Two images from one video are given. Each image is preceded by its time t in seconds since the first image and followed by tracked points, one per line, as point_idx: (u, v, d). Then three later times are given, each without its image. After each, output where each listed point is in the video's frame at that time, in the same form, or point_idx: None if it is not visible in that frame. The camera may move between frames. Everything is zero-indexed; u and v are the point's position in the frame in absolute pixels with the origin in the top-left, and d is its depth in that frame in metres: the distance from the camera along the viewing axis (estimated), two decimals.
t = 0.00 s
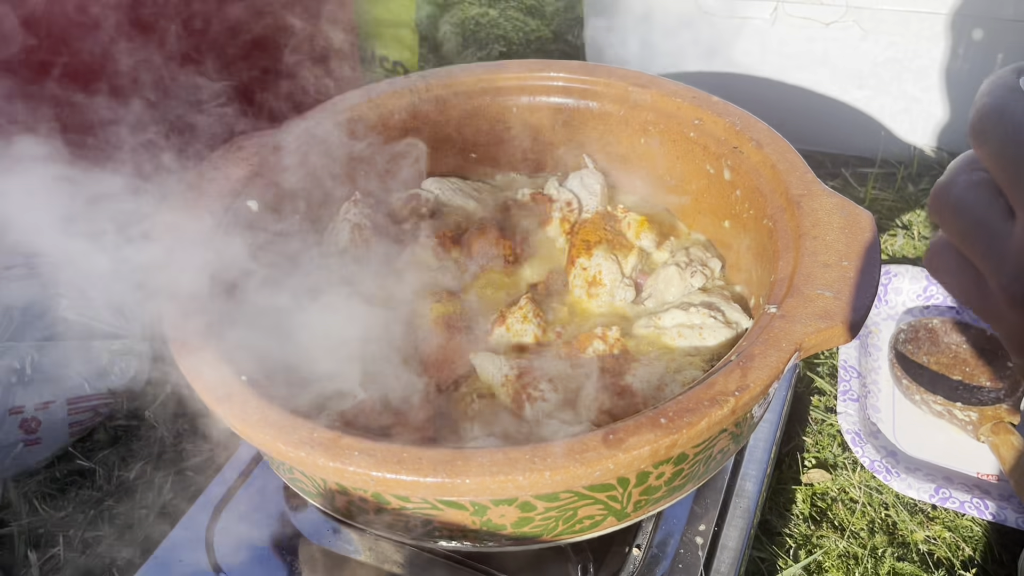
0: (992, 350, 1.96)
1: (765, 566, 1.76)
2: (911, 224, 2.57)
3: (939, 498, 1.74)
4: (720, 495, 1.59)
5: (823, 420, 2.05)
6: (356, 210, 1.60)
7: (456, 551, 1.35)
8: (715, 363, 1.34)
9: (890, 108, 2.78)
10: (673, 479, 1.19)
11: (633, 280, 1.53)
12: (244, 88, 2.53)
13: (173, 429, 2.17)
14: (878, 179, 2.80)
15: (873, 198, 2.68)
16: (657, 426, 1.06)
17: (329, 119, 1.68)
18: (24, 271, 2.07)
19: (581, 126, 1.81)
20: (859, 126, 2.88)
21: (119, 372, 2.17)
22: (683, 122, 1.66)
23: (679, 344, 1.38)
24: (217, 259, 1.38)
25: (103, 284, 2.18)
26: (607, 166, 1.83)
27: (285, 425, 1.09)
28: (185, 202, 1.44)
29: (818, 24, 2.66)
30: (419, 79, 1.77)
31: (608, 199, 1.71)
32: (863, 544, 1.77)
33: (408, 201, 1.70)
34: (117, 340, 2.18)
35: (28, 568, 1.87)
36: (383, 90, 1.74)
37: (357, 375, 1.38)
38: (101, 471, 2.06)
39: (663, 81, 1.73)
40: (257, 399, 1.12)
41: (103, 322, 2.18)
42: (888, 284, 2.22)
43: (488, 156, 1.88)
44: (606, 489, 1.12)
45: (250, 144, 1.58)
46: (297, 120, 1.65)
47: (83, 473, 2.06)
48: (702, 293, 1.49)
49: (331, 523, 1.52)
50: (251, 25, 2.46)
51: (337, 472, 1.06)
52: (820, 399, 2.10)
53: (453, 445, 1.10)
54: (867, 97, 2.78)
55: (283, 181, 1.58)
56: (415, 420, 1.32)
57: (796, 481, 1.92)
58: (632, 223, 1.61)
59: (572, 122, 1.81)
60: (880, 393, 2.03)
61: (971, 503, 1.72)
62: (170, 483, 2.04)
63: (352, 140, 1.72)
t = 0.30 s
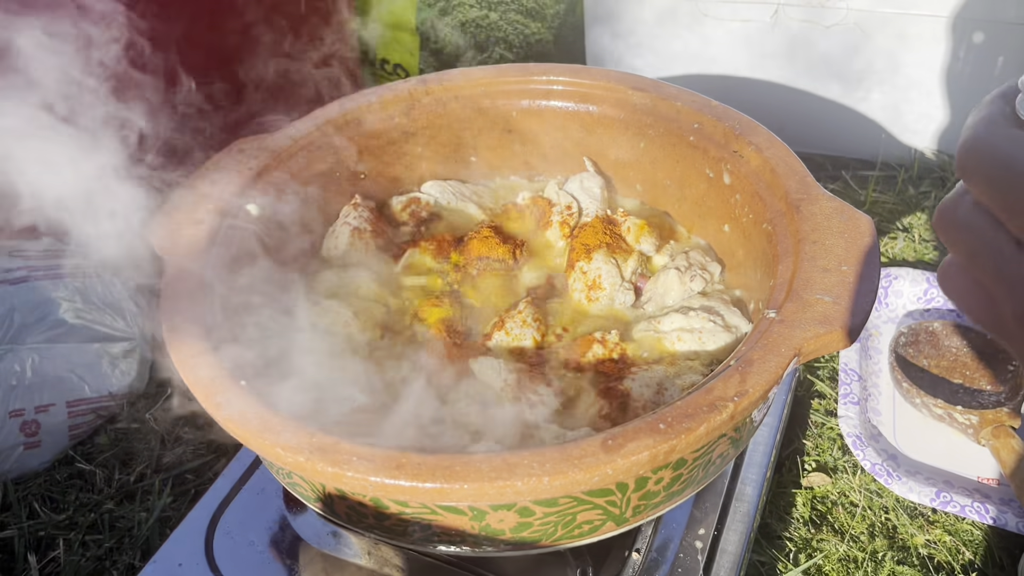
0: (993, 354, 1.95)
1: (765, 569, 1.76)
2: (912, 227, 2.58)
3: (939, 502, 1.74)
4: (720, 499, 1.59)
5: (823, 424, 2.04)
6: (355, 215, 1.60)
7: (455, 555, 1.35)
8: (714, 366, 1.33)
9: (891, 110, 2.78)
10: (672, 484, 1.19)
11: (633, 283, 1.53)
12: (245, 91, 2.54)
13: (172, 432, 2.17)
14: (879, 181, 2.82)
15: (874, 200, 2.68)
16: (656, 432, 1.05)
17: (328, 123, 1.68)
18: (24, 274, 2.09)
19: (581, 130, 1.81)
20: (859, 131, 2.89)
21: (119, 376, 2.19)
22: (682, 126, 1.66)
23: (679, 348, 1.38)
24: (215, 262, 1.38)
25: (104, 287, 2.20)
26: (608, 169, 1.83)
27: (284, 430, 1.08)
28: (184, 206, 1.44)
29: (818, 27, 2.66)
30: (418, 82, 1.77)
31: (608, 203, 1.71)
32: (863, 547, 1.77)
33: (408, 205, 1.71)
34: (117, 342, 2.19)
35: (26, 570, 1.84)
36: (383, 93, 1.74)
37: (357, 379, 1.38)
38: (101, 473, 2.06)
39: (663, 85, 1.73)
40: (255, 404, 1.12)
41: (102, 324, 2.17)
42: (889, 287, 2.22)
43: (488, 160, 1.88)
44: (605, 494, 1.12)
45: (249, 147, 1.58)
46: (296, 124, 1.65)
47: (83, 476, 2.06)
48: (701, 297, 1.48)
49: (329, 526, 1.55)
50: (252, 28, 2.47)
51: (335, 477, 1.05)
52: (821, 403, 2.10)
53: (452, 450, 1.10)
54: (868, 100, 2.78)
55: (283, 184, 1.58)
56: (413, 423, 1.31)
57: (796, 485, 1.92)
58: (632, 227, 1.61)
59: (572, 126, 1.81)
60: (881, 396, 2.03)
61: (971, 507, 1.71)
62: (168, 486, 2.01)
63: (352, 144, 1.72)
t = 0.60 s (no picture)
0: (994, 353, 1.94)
1: (766, 569, 1.76)
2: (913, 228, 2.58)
3: (941, 502, 1.74)
4: (721, 499, 1.59)
5: (824, 424, 2.04)
6: (356, 214, 1.61)
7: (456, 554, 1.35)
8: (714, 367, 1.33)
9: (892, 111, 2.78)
10: (673, 483, 1.19)
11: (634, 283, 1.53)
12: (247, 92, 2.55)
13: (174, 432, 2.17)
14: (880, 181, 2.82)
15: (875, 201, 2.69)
16: (657, 431, 1.06)
17: (329, 123, 1.68)
18: (24, 274, 2.11)
19: (583, 130, 1.81)
20: (859, 132, 2.90)
21: (121, 377, 2.18)
22: (683, 126, 1.66)
23: (680, 349, 1.38)
24: (218, 261, 1.39)
25: (105, 286, 2.22)
26: (610, 169, 1.83)
27: (285, 429, 1.09)
28: (186, 204, 1.45)
29: (819, 28, 2.66)
30: (419, 82, 1.77)
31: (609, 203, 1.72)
32: (864, 548, 1.77)
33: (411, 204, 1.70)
34: (118, 342, 2.18)
35: (27, 569, 1.84)
36: (385, 93, 1.75)
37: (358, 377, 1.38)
38: (102, 473, 2.06)
39: (665, 85, 1.73)
40: (258, 403, 1.12)
41: (104, 324, 2.18)
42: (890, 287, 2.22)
43: (489, 160, 1.88)
44: (606, 493, 1.12)
45: (251, 147, 1.58)
46: (297, 124, 1.65)
47: (85, 475, 2.06)
48: (703, 296, 1.48)
49: (330, 525, 1.55)
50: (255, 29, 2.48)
51: (337, 476, 1.05)
52: (822, 403, 2.10)
53: (454, 449, 1.10)
54: (869, 101, 2.79)
55: (285, 183, 1.58)
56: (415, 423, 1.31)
57: (797, 485, 1.92)
58: (634, 226, 1.61)
59: (574, 125, 1.81)
60: (882, 397, 2.00)
61: (973, 507, 1.72)
62: (169, 485, 2.01)
63: (353, 144, 1.72)
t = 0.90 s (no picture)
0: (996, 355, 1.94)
1: (767, 570, 1.76)
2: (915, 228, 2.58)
3: (942, 502, 1.73)
4: (722, 499, 1.59)
5: (825, 424, 2.04)
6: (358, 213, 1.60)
7: (457, 554, 1.35)
8: (715, 368, 1.31)
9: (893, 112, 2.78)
10: (675, 483, 1.19)
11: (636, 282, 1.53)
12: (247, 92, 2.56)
13: (175, 431, 2.17)
14: (881, 182, 2.84)
15: (877, 201, 2.69)
16: (659, 430, 1.05)
17: (331, 122, 1.68)
18: (27, 272, 2.10)
19: (585, 129, 1.81)
20: (861, 132, 2.89)
21: (122, 375, 2.19)
22: (685, 125, 1.66)
23: (681, 348, 1.37)
24: (221, 259, 1.38)
25: (107, 286, 2.23)
26: (612, 168, 1.83)
27: (287, 428, 1.08)
28: (188, 204, 1.45)
29: (821, 28, 2.66)
30: (422, 81, 1.78)
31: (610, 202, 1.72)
32: (866, 548, 1.77)
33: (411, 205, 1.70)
34: (120, 341, 2.20)
35: (28, 568, 1.83)
36: (387, 92, 1.75)
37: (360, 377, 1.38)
38: (104, 472, 2.06)
39: (666, 85, 1.73)
40: (260, 401, 1.12)
41: (105, 323, 2.19)
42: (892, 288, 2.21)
43: (490, 159, 1.88)
44: (608, 493, 1.12)
45: (252, 146, 1.58)
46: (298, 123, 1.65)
47: (86, 474, 2.06)
48: (705, 296, 1.48)
49: (330, 524, 1.55)
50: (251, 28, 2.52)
51: (338, 475, 1.05)
52: (823, 403, 2.10)
53: (456, 448, 1.10)
54: (872, 101, 2.78)
55: (287, 182, 1.58)
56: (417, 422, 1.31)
57: (798, 485, 1.92)
58: (636, 226, 1.61)
59: (574, 124, 1.81)
60: (883, 397, 2.01)
61: (974, 508, 1.71)
62: (170, 484, 2.01)
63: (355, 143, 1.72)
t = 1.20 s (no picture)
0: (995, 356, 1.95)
1: (767, 569, 1.76)
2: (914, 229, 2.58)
3: (941, 503, 1.73)
4: (722, 498, 1.59)
5: (825, 424, 2.05)
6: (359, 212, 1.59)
7: (457, 552, 1.35)
8: (716, 367, 1.31)
9: (894, 113, 2.79)
10: (674, 482, 1.19)
11: (636, 284, 1.52)
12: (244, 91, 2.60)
13: (176, 430, 2.18)
14: (882, 182, 2.84)
15: (877, 202, 2.69)
16: (658, 429, 1.06)
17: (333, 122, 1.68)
18: (29, 271, 2.11)
19: (586, 130, 1.83)
20: (861, 132, 2.89)
21: (122, 373, 2.20)
22: (684, 125, 1.67)
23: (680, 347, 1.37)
24: (222, 258, 1.39)
25: (108, 285, 2.24)
26: (613, 168, 1.83)
27: (289, 427, 1.09)
28: (191, 202, 1.46)
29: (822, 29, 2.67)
30: (423, 82, 1.79)
31: (611, 202, 1.72)
32: (865, 548, 1.77)
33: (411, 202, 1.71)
34: (121, 339, 2.21)
35: (29, 566, 1.83)
36: (389, 92, 1.76)
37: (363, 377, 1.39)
38: (105, 471, 2.06)
39: (667, 86, 1.74)
40: (261, 400, 1.12)
41: (106, 322, 2.20)
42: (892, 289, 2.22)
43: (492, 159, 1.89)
44: (607, 492, 1.12)
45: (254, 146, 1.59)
46: (300, 123, 1.66)
47: (87, 473, 2.06)
48: (705, 296, 1.49)
49: (331, 523, 1.55)
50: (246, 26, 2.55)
51: (339, 473, 1.06)
52: (823, 403, 2.10)
53: (456, 448, 1.10)
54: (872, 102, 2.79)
55: (289, 181, 1.59)
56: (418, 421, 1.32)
57: (798, 485, 1.92)
58: (637, 226, 1.61)
59: (575, 125, 1.83)
60: (883, 397, 2.03)
61: (973, 508, 1.71)
62: (170, 483, 2.01)
63: (356, 143, 1.73)
